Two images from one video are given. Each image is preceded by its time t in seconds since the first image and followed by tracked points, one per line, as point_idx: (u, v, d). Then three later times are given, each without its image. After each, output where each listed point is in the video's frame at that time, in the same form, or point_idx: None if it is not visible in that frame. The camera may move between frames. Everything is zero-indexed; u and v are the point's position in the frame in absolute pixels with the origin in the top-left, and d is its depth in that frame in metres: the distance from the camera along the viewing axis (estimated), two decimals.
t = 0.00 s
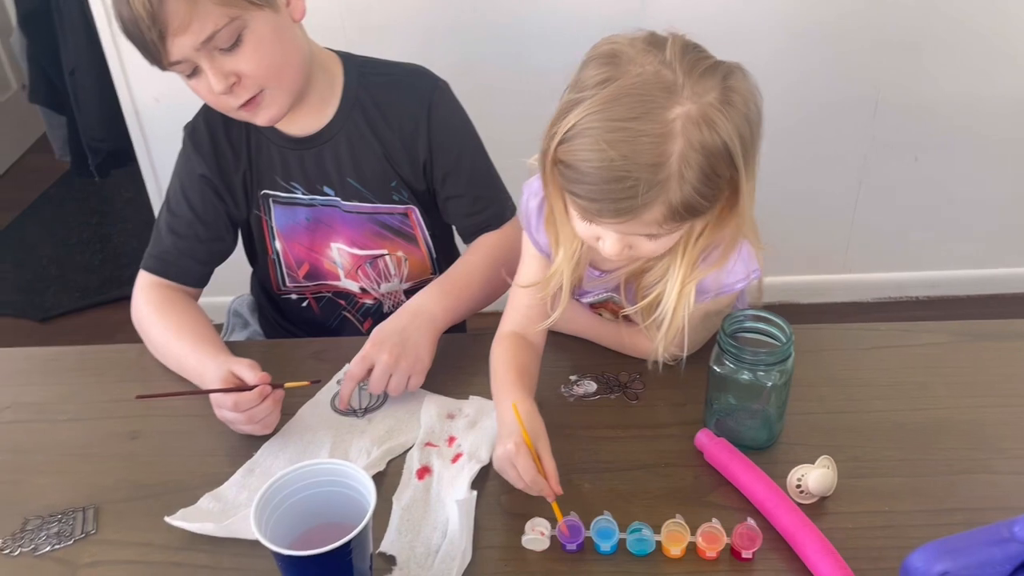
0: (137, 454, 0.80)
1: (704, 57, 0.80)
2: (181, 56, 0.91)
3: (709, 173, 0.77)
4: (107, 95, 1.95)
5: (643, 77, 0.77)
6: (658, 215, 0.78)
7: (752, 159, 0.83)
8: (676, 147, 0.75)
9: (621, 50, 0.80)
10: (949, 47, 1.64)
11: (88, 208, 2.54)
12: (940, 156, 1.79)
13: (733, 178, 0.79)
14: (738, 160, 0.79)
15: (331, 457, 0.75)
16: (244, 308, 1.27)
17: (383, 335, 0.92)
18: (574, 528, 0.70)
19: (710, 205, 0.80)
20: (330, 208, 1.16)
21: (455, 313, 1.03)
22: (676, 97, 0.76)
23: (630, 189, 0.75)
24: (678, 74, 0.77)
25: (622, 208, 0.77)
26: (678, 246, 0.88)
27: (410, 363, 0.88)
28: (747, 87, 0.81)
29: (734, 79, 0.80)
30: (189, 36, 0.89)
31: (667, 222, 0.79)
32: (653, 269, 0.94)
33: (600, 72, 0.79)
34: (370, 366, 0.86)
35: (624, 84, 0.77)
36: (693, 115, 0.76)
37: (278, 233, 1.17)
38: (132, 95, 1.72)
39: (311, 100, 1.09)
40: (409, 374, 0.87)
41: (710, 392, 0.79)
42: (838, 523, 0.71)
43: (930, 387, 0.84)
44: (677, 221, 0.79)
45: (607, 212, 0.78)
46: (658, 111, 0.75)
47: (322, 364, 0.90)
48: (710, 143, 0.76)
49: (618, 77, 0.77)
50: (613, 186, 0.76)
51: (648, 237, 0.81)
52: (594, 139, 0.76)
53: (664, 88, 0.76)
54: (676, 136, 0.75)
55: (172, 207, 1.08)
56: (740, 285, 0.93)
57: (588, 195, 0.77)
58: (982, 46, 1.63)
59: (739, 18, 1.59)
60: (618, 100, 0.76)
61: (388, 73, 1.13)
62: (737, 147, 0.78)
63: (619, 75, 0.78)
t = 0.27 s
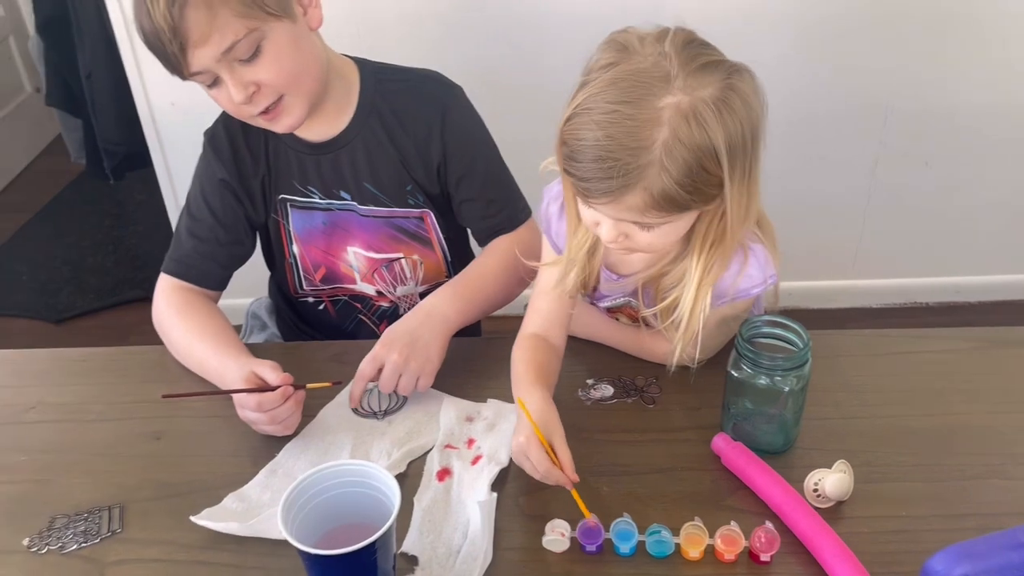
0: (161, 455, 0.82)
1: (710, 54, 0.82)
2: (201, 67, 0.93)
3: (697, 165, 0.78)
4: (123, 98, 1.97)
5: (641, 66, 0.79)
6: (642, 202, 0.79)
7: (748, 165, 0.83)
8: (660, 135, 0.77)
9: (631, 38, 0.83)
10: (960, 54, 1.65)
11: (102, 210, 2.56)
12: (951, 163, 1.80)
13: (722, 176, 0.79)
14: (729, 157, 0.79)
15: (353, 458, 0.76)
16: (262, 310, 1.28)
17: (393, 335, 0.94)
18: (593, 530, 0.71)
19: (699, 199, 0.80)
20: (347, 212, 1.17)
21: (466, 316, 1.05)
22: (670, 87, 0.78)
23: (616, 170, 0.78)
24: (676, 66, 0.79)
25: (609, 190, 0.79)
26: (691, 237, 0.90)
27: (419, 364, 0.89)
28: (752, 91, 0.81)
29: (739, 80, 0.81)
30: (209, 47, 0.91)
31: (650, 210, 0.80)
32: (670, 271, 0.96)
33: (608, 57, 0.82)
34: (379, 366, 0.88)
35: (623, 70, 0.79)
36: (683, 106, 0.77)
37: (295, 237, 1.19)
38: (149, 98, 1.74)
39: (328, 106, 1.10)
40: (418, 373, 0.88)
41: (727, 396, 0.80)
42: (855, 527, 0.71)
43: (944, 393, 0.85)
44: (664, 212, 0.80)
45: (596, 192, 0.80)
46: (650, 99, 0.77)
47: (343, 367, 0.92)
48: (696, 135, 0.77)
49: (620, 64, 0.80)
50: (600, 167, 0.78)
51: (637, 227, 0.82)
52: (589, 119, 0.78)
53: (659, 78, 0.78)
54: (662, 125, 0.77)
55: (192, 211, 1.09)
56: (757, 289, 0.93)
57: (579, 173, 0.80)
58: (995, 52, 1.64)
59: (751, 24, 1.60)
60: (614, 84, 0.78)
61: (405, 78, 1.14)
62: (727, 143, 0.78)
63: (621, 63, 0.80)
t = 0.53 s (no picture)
0: (171, 449, 0.82)
1: (698, 46, 0.82)
2: (215, 63, 0.93)
3: (666, 156, 0.80)
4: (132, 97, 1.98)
5: (626, 55, 0.82)
6: (613, 190, 0.82)
7: (725, 162, 0.83)
8: (631, 126, 0.80)
9: (624, 28, 0.85)
10: (968, 58, 1.65)
11: (110, 209, 2.57)
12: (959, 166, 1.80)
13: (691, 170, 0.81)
14: (700, 151, 0.80)
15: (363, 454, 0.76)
16: (271, 307, 1.27)
17: (402, 324, 0.96)
18: (602, 527, 0.71)
19: (671, 190, 0.82)
20: (356, 208, 1.17)
21: (475, 307, 1.06)
22: (647, 79, 0.80)
23: (593, 155, 0.82)
24: (655, 57, 0.81)
25: (588, 174, 0.83)
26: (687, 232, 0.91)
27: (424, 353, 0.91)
28: (735, 86, 0.82)
29: (721, 75, 0.81)
30: (223, 42, 0.91)
31: (623, 198, 0.82)
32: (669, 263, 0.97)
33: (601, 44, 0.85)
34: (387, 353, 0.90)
35: (608, 57, 0.82)
36: (654, 99, 0.79)
37: (305, 233, 1.19)
38: (159, 97, 1.75)
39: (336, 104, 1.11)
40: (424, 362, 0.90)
41: (736, 395, 0.80)
42: (864, 526, 0.71)
43: (954, 394, 0.85)
44: (637, 201, 0.82)
45: (577, 176, 0.84)
46: (626, 88, 0.80)
47: (352, 364, 0.92)
48: (662, 129, 0.79)
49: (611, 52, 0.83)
50: (580, 151, 0.82)
51: (616, 215, 0.85)
52: (575, 104, 0.83)
53: (637, 69, 0.80)
54: (632, 116, 0.80)
55: (203, 207, 1.10)
56: (754, 286, 0.93)
57: (565, 156, 0.85)
58: (1002, 55, 1.64)
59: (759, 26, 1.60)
60: (596, 72, 0.82)
61: (415, 76, 1.15)
62: (696, 138, 0.79)
63: (612, 50, 0.83)
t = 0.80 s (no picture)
0: (171, 448, 0.82)
1: (667, 31, 0.83)
2: (227, 64, 0.93)
3: (654, 148, 0.81)
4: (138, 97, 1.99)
5: (598, 55, 0.83)
6: (613, 184, 0.85)
7: (714, 138, 0.84)
8: (616, 124, 0.82)
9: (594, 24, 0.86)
10: (972, 64, 1.65)
11: (114, 209, 2.58)
12: (962, 171, 1.80)
13: (681, 154, 0.82)
14: (685, 136, 0.82)
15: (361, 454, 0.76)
16: (272, 308, 1.28)
17: (410, 297, 0.99)
18: (599, 529, 0.71)
19: (667, 177, 0.84)
20: (358, 206, 1.18)
21: (482, 288, 1.08)
22: (621, 76, 0.81)
23: (588, 155, 0.84)
24: (626, 53, 0.81)
25: (587, 173, 0.86)
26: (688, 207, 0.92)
27: (433, 323, 0.95)
28: (710, 64, 0.82)
29: (694, 57, 0.81)
30: (237, 45, 0.92)
31: (623, 189, 0.85)
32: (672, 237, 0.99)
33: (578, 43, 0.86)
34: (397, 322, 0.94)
35: (585, 57, 0.84)
36: (632, 95, 0.80)
37: (307, 231, 1.19)
38: (164, 98, 1.75)
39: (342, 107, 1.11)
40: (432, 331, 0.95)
41: (735, 399, 0.80)
42: (861, 530, 0.71)
43: (953, 399, 0.85)
44: (638, 190, 0.85)
45: (578, 176, 0.87)
46: (604, 88, 0.82)
47: (352, 365, 0.92)
48: (643, 124, 0.81)
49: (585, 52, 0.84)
50: (575, 151, 0.85)
51: (622, 204, 0.88)
52: (563, 107, 0.85)
53: (612, 67, 0.82)
54: (615, 114, 0.81)
55: (205, 205, 1.10)
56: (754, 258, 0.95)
57: (563, 159, 0.88)
58: (1005, 61, 1.64)
59: (762, 31, 1.60)
60: (575, 76, 0.84)
61: (416, 74, 1.15)
62: (677, 127, 0.81)
63: (586, 50, 0.84)
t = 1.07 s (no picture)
0: (173, 448, 0.83)
1: (658, 25, 0.85)
2: (245, 58, 0.94)
3: (666, 134, 0.82)
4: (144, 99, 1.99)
5: (598, 55, 0.84)
6: (630, 176, 0.85)
7: (717, 118, 0.86)
8: (627, 115, 0.82)
9: (585, 30, 0.87)
10: (977, 70, 1.64)
11: (121, 209, 2.60)
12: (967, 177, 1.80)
13: (694, 136, 0.83)
14: (693, 117, 0.83)
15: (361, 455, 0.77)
16: (274, 307, 1.29)
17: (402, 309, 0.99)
18: (597, 533, 0.71)
19: (680, 161, 0.84)
20: (360, 207, 1.18)
21: (478, 295, 1.08)
22: (626, 71, 0.82)
23: (599, 153, 0.83)
24: (626, 49, 0.83)
25: (600, 171, 0.85)
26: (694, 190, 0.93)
27: (427, 332, 0.95)
28: (705, 50, 0.85)
29: (690, 43, 0.84)
30: (258, 41, 0.92)
31: (638, 179, 0.85)
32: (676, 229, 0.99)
33: (569, 53, 0.87)
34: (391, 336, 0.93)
35: (582, 63, 0.84)
36: (640, 87, 0.81)
37: (309, 230, 1.19)
38: (170, 99, 1.76)
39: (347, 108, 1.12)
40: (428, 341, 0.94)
41: (735, 403, 0.80)
42: (860, 536, 0.71)
43: (953, 405, 0.85)
44: (654, 178, 0.85)
45: (591, 174, 0.86)
46: (610, 85, 0.82)
47: (353, 366, 0.93)
48: (656, 110, 0.81)
49: (583, 56, 0.85)
50: (584, 152, 0.84)
51: (636, 195, 0.87)
52: (566, 113, 0.85)
53: (615, 63, 0.82)
54: (625, 107, 0.82)
55: (210, 205, 1.10)
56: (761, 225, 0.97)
57: (574, 160, 0.87)
58: (1010, 68, 1.64)
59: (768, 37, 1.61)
60: (576, 81, 0.84)
61: (420, 79, 1.15)
62: (687, 110, 0.82)
63: (583, 54, 0.85)
